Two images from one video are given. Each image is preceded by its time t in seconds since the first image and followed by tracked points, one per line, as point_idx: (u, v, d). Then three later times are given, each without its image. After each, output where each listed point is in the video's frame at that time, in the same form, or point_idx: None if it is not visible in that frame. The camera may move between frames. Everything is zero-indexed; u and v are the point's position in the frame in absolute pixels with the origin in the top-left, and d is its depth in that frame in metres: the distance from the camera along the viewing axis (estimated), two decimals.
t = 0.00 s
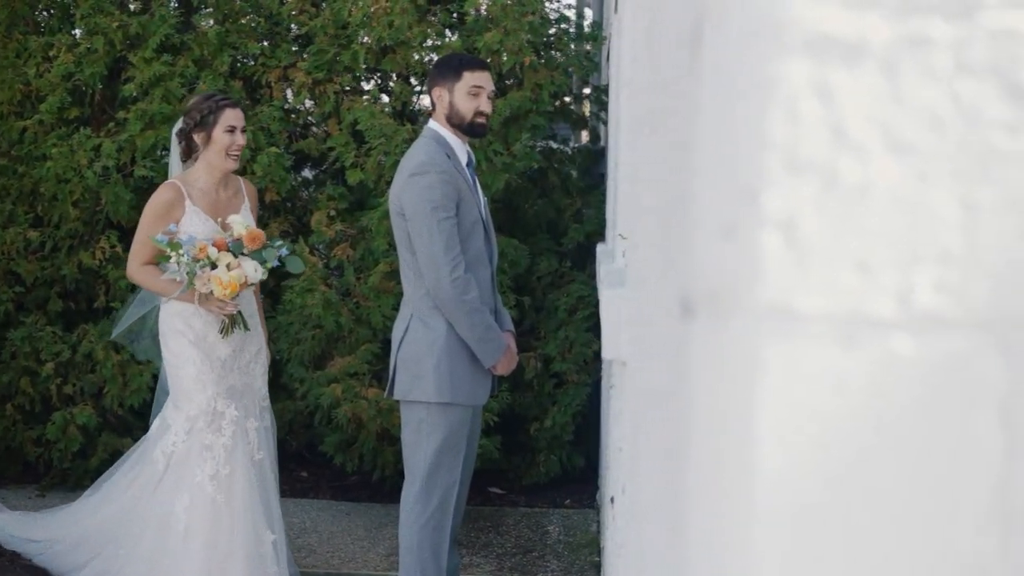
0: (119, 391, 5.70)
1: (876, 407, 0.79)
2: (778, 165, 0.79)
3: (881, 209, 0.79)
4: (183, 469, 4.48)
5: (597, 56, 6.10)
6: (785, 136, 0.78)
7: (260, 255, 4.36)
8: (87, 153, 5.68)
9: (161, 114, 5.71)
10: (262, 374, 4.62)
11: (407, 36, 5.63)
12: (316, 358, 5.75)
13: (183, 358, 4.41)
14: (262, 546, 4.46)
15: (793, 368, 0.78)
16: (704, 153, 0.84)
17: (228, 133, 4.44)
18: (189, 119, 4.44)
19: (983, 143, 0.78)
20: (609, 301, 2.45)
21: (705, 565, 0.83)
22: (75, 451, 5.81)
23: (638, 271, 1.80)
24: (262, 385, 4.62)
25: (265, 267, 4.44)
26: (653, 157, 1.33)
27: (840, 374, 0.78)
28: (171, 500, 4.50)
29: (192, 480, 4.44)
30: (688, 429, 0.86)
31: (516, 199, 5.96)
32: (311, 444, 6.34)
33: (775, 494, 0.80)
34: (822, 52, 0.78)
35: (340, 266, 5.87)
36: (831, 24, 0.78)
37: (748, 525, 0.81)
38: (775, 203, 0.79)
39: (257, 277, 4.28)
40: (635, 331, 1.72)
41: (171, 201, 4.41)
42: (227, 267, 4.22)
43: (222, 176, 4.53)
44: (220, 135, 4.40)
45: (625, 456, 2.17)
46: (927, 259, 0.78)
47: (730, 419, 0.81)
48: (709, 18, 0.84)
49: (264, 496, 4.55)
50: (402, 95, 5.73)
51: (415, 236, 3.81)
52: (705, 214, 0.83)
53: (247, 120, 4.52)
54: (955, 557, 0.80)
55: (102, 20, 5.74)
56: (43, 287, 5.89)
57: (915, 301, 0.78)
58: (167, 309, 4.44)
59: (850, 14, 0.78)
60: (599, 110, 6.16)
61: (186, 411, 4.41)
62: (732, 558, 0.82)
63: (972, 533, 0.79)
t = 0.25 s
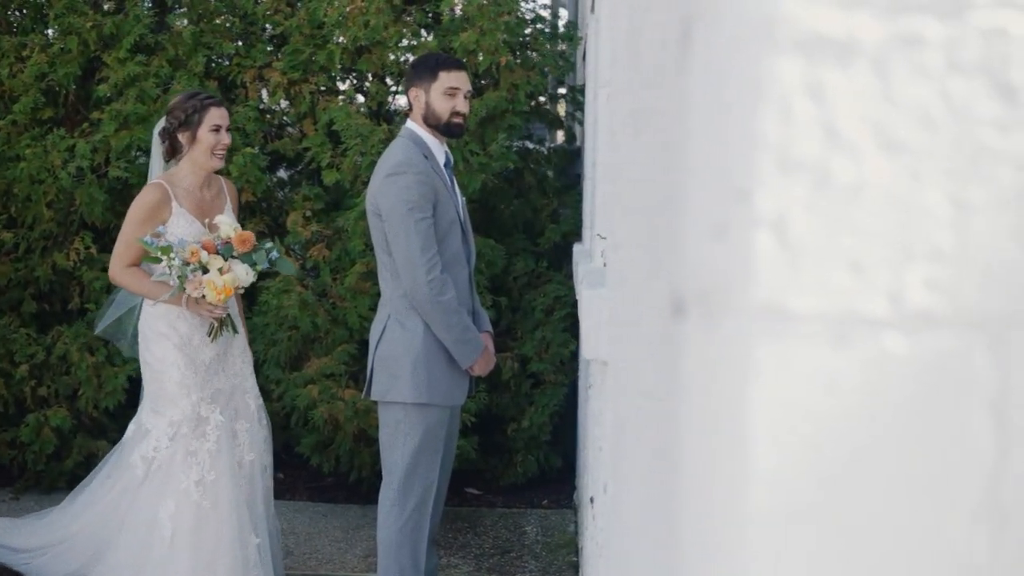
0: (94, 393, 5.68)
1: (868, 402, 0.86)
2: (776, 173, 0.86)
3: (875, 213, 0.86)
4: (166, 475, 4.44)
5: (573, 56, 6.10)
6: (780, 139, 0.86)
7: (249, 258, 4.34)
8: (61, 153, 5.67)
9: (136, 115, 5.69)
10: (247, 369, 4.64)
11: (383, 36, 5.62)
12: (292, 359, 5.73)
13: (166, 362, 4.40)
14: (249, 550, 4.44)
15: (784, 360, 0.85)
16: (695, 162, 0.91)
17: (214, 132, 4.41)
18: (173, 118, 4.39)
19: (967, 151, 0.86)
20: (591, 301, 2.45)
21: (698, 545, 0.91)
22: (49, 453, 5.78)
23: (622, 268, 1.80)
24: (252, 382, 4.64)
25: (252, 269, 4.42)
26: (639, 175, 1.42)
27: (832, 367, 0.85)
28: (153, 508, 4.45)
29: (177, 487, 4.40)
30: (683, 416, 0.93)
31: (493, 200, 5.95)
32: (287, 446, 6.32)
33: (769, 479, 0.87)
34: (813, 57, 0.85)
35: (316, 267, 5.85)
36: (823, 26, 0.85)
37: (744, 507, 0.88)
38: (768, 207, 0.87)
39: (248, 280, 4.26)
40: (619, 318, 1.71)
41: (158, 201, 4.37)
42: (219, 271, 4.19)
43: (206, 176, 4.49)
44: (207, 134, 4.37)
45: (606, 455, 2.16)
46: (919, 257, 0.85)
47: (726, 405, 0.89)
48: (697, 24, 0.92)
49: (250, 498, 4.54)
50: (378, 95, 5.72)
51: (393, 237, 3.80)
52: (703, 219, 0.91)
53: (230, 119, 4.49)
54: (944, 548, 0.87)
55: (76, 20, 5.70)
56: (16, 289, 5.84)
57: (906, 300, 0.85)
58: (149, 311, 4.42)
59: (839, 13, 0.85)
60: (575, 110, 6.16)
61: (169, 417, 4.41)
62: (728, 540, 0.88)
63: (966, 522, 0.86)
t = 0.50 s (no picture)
0: (69, 395, 5.69)
1: (858, 405, 0.81)
2: (767, 169, 0.80)
3: (867, 210, 0.80)
4: (151, 480, 4.47)
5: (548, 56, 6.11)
6: (771, 138, 0.80)
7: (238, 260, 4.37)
8: (36, 154, 5.67)
9: (111, 116, 5.69)
10: (231, 370, 4.68)
11: (359, 37, 5.61)
12: (269, 360, 5.72)
13: (150, 367, 4.44)
14: (235, 553, 4.46)
15: (777, 365, 0.79)
16: (684, 157, 0.85)
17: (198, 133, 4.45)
18: (157, 119, 4.41)
19: (962, 147, 0.81)
20: (573, 300, 2.45)
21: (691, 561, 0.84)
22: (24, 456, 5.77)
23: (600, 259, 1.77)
24: (237, 385, 4.69)
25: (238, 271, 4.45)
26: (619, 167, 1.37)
27: (824, 371, 0.79)
28: (137, 513, 4.47)
29: (162, 491, 4.42)
30: (673, 424, 0.87)
31: (469, 200, 5.94)
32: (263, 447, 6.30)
33: (762, 492, 0.81)
34: (804, 58, 0.80)
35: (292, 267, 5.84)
36: (816, 27, 0.80)
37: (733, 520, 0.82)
38: (760, 206, 0.80)
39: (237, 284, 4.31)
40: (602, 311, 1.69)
41: (145, 203, 4.39)
42: (209, 278, 4.23)
43: (190, 176, 4.53)
44: (192, 134, 4.41)
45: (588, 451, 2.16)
46: (910, 257, 0.80)
47: (716, 412, 0.83)
48: (689, 19, 0.86)
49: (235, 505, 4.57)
50: (354, 95, 5.71)
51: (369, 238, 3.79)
52: (690, 216, 0.84)
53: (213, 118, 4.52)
54: (936, 552, 0.82)
55: (50, 20, 5.69)
56: None
57: (899, 299, 0.80)
58: (133, 314, 4.47)
59: (829, 13, 0.80)
60: (551, 111, 6.16)
61: (152, 421, 4.45)
62: (719, 554, 0.82)
63: (956, 526, 0.81)
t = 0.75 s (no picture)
0: (45, 397, 5.71)
1: (849, 402, 0.83)
2: (759, 171, 0.82)
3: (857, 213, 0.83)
4: (134, 486, 4.52)
5: (525, 57, 6.12)
6: (762, 138, 0.82)
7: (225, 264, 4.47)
8: (11, 154, 5.67)
9: (87, 116, 5.68)
10: (212, 372, 4.74)
11: (335, 37, 5.60)
12: (246, 361, 5.71)
13: (134, 372, 4.49)
14: (221, 556, 4.53)
15: (773, 362, 0.81)
16: (673, 159, 0.87)
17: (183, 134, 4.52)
18: (142, 120, 4.48)
19: (952, 148, 0.84)
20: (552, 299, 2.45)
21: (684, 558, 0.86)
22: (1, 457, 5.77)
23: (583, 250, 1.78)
24: (217, 386, 4.76)
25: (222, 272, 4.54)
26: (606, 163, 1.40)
27: (818, 369, 0.82)
28: (122, 520, 4.50)
29: (147, 499, 4.48)
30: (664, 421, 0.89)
31: (446, 201, 5.94)
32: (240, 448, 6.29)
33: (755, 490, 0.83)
34: (796, 60, 0.82)
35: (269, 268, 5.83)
36: (812, 28, 0.82)
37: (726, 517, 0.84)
38: (752, 208, 0.83)
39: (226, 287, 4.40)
40: (584, 308, 1.74)
41: (132, 207, 4.44)
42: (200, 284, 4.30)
43: (175, 178, 4.60)
44: (178, 136, 4.48)
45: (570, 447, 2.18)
46: (901, 256, 0.83)
47: (708, 409, 0.84)
48: (676, 20, 0.87)
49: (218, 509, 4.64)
50: (330, 96, 5.70)
51: (347, 238, 3.78)
52: (682, 216, 0.86)
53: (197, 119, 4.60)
54: (926, 547, 0.84)
55: (24, 20, 5.66)
56: None
57: (891, 298, 0.82)
58: (116, 317, 4.50)
59: (825, 14, 0.82)
60: (528, 111, 6.17)
61: (136, 426, 4.49)
62: (712, 550, 0.84)
63: (947, 521, 0.84)
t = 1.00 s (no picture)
0: (30, 398, 5.71)
1: (846, 408, 0.82)
2: (758, 174, 0.80)
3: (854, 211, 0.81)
4: (130, 492, 4.66)
5: (511, 57, 6.12)
6: (762, 138, 0.80)
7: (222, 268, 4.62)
8: None
9: (72, 117, 5.68)
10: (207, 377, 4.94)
11: (321, 38, 5.58)
12: (232, 362, 5.70)
13: (130, 377, 4.67)
14: (217, 559, 4.69)
15: (770, 363, 0.80)
16: (672, 157, 0.85)
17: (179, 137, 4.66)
18: (139, 122, 4.61)
19: (952, 147, 0.81)
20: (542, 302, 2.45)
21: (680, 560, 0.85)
22: None
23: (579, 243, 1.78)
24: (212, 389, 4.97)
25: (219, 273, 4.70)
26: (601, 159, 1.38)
27: (816, 372, 0.80)
28: (116, 524, 4.62)
29: (141, 504, 4.63)
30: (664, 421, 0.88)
31: (432, 201, 5.93)
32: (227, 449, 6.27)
33: (752, 495, 0.82)
34: (795, 57, 0.80)
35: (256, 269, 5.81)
36: (810, 27, 0.80)
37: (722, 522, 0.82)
38: (751, 206, 0.81)
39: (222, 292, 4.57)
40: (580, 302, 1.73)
41: (127, 209, 4.57)
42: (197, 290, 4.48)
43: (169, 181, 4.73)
44: (174, 138, 4.62)
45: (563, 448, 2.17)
46: (902, 256, 0.81)
47: (707, 411, 0.83)
48: (675, 16, 0.85)
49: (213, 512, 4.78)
50: (316, 96, 5.69)
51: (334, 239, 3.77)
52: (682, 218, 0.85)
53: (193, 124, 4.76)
54: (924, 548, 0.83)
55: (9, 20, 5.65)
56: None
57: (890, 298, 0.80)
58: (113, 321, 4.68)
59: (823, 15, 0.80)
60: (514, 111, 6.16)
61: (131, 431, 4.67)
62: (710, 552, 0.83)
63: (946, 521, 0.82)
